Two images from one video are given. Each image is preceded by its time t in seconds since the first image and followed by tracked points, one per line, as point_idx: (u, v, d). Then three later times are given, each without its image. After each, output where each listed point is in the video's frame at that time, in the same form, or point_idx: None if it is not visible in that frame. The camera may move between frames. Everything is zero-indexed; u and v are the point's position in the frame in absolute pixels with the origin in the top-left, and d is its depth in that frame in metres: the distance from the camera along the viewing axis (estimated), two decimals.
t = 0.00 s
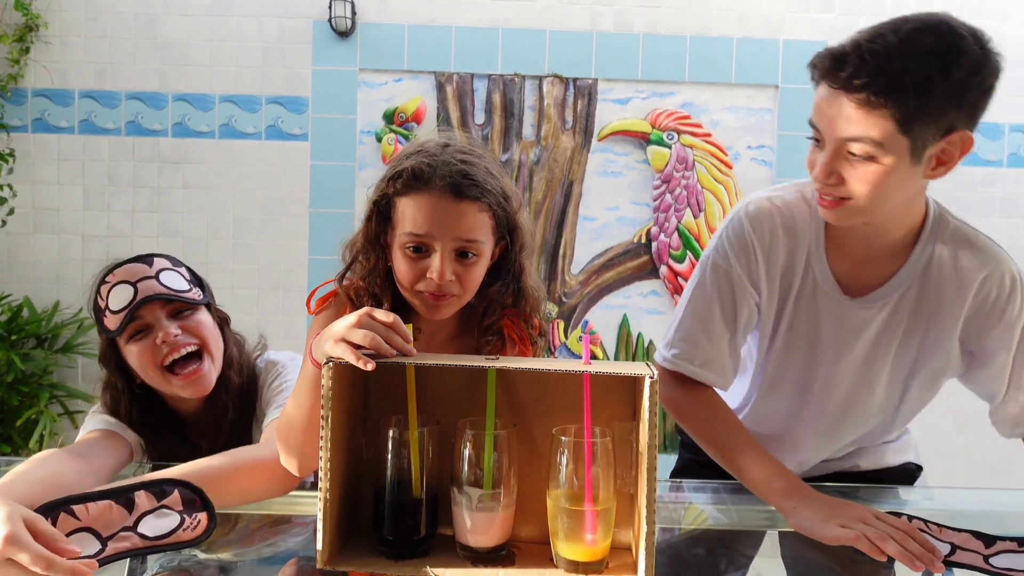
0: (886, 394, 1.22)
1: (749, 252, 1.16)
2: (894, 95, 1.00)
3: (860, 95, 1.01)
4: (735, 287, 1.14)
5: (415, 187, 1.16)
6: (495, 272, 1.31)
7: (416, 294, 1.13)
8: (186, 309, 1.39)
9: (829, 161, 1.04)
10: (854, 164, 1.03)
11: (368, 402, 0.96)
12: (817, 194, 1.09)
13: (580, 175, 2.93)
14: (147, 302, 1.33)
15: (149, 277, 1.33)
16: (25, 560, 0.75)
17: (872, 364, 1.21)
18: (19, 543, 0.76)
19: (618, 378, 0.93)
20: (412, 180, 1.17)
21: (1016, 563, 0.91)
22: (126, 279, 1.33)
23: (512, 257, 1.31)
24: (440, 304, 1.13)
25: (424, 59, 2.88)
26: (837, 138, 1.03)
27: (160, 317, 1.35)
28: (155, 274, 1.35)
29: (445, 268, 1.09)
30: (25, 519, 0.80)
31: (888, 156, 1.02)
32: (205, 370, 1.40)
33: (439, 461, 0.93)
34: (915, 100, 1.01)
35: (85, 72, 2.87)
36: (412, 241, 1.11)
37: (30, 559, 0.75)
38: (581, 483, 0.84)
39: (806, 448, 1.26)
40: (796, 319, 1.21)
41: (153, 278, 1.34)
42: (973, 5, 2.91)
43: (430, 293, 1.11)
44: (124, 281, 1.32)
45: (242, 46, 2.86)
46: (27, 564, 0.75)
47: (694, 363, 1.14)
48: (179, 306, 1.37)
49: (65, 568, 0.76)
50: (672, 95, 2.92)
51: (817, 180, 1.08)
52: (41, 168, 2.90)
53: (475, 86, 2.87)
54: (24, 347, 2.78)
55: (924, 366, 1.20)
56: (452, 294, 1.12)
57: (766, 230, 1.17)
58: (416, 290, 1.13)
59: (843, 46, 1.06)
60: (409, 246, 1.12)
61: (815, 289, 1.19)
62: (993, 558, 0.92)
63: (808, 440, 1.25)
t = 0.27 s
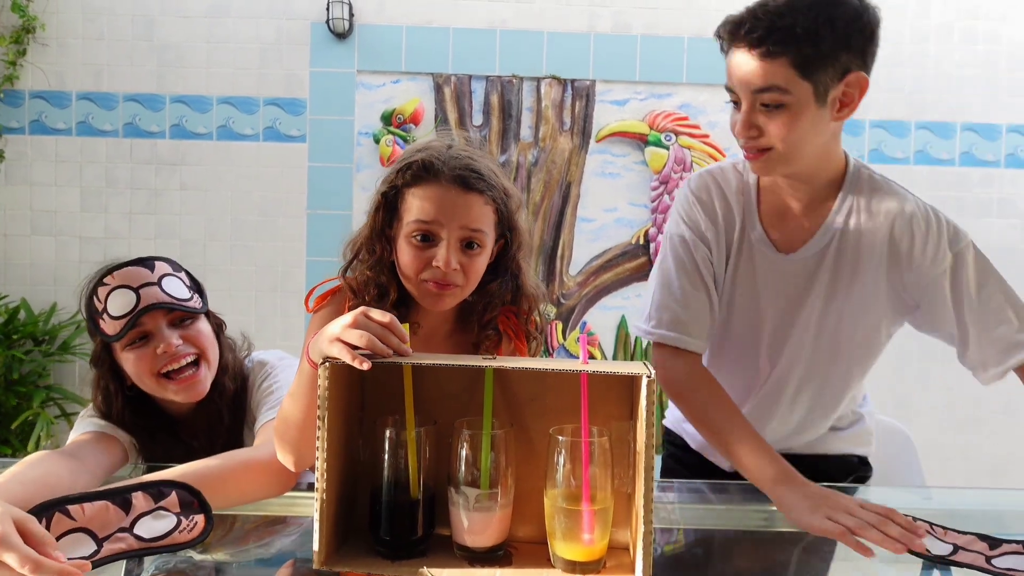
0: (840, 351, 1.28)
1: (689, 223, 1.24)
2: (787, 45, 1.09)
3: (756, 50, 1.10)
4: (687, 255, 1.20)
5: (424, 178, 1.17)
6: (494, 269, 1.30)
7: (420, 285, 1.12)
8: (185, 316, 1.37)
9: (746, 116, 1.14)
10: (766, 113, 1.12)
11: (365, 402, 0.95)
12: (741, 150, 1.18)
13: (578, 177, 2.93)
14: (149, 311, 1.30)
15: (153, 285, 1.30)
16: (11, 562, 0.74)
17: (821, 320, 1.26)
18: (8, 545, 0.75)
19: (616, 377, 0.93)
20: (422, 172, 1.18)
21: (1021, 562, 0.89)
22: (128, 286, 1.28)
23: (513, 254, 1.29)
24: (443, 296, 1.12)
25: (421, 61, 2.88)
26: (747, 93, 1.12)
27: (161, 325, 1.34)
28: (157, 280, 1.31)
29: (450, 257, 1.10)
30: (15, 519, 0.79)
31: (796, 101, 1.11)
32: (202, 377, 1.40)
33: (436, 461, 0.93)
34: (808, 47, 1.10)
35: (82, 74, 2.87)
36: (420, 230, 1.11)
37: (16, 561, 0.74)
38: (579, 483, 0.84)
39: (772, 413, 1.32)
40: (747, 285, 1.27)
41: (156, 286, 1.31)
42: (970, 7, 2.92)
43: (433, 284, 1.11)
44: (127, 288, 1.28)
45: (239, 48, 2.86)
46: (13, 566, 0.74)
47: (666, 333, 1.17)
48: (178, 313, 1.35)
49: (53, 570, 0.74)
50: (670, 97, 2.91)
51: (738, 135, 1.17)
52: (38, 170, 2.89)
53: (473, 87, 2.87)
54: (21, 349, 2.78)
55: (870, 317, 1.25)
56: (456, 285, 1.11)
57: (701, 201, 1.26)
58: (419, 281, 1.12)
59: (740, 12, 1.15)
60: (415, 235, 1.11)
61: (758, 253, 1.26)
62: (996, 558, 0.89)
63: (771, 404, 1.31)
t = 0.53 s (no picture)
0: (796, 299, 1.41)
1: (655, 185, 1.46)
2: (753, 11, 1.17)
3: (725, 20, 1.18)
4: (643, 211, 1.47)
5: (460, 233, 1.29)
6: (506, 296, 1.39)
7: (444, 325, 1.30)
8: (166, 318, 1.36)
9: (717, 83, 1.23)
10: (738, 78, 1.22)
11: (362, 403, 0.95)
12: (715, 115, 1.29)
13: (576, 177, 2.92)
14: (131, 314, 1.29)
15: (129, 289, 1.29)
16: (8, 561, 0.74)
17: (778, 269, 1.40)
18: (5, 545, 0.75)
19: (613, 378, 0.93)
20: (462, 231, 1.29)
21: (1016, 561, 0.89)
22: (104, 293, 1.27)
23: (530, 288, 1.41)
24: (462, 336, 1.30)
25: (419, 61, 2.88)
26: (716, 62, 1.22)
27: (144, 328, 1.32)
28: (133, 284, 1.31)
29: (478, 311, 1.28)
30: (11, 519, 0.79)
31: (763, 63, 1.20)
32: (190, 373, 1.39)
33: (433, 462, 0.93)
34: (772, 8, 1.18)
35: (79, 74, 2.86)
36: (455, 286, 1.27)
37: (12, 560, 0.74)
38: (576, 483, 0.84)
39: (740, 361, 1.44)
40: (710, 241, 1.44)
41: (133, 289, 1.30)
42: (967, 7, 2.93)
43: (455, 328, 1.29)
44: (103, 295, 1.27)
45: (236, 48, 2.85)
46: (9, 565, 0.74)
47: (611, 279, 1.51)
48: (160, 315, 1.34)
49: (50, 568, 0.74)
50: (667, 97, 2.91)
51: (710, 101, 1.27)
52: (35, 171, 2.89)
53: (470, 88, 2.87)
54: (18, 351, 2.77)
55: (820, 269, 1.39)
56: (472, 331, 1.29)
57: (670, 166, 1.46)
58: (444, 321, 1.29)
59: None
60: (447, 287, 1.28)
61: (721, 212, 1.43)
62: (989, 556, 0.89)
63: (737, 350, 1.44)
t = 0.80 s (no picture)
0: (785, 277, 1.36)
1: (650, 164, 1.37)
2: (765, 12, 1.11)
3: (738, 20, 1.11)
4: (644, 193, 1.36)
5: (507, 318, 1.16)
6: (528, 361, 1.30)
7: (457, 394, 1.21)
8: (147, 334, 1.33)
9: (723, 82, 1.16)
10: (746, 76, 1.16)
11: (357, 403, 0.95)
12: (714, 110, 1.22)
13: (572, 176, 2.92)
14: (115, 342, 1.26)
15: (108, 315, 1.25)
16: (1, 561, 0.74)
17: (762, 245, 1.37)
18: None
19: (609, 376, 0.93)
20: (506, 321, 1.16)
21: (945, 540, 0.91)
22: (83, 323, 1.23)
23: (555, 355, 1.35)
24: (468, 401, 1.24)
25: (415, 61, 2.87)
26: (724, 61, 1.14)
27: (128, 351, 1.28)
28: (108, 309, 1.26)
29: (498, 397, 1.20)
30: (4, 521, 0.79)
31: (770, 61, 1.15)
32: (180, 386, 1.37)
33: (430, 461, 0.93)
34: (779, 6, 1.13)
35: (75, 75, 2.86)
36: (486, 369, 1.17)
37: (7, 559, 0.74)
38: (572, 482, 0.83)
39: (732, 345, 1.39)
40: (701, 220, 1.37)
41: (110, 315, 1.26)
42: (963, 6, 2.93)
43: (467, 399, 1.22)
44: (82, 325, 1.23)
45: (232, 48, 2.85)
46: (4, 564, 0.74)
47: (612, 263, 1.36)
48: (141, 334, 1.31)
49: (46, 565, 0.75)
50: (663, 96, 2.92)
51: (712, 97, 1.20)
52: (31, 172, 2.88)
53: (466, 87, 2.87)
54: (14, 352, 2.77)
55: (810, 242, 1.34)
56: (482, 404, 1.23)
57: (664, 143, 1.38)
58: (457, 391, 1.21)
59: None
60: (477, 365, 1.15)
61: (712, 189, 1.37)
62: (921, 538, 0.91)
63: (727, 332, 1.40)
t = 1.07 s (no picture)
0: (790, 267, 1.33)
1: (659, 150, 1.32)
2: (826, 48, 1.05)
3: (800, 54, 1.04)
4: (655, 172, 1.32)
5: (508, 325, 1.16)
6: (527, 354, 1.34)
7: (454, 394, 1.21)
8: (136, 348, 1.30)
9: (764, 105, 1.10)
10: (789, 104, 1.10)
11: (348, 401, 0.95)
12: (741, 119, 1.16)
13: (566, 173, 2.91)
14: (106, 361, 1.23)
15: (96, 334, 1.22)
16: None
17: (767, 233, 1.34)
18: None
19: (600, 373, 0.93)
20: (507, 327, 1.16)
21: (934, 535, 0.91)
22: (71, 343, 1.20)
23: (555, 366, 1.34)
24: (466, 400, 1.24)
25: (408, 57, 2.86)
26: (772, 86, 1.08)
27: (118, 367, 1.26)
28: (96, 327, 1.23)
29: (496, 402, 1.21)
30: None
31: (815, 92, 1.10)
32: (169, 394, 1.36)
33: (421, 459, 0.93)
34: (842, 41, 1.06)
35: (64, 70, 2.84)
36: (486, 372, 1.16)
37: None
38: (564, 479, 0.83)
39: (736, 336, 1.36)
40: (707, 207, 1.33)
41: (99, 333, 1.23)
42: (955, 3, 2.94)
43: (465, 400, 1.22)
44: (69, 347, 1.20)
45: (223, 44, 2.83)
46: None
47: (620, 243, 1.31)
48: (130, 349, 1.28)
49: (31, 568, 0.74)
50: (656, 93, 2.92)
51: (748, 115, 1.14)
52: (20, 168, 2.86)
53: (459, 84, 2.86)
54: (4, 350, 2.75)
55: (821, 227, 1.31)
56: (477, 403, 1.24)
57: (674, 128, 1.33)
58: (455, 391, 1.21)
59: None
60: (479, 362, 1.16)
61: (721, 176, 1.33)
62: (910, 534, 0.91)
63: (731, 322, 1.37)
